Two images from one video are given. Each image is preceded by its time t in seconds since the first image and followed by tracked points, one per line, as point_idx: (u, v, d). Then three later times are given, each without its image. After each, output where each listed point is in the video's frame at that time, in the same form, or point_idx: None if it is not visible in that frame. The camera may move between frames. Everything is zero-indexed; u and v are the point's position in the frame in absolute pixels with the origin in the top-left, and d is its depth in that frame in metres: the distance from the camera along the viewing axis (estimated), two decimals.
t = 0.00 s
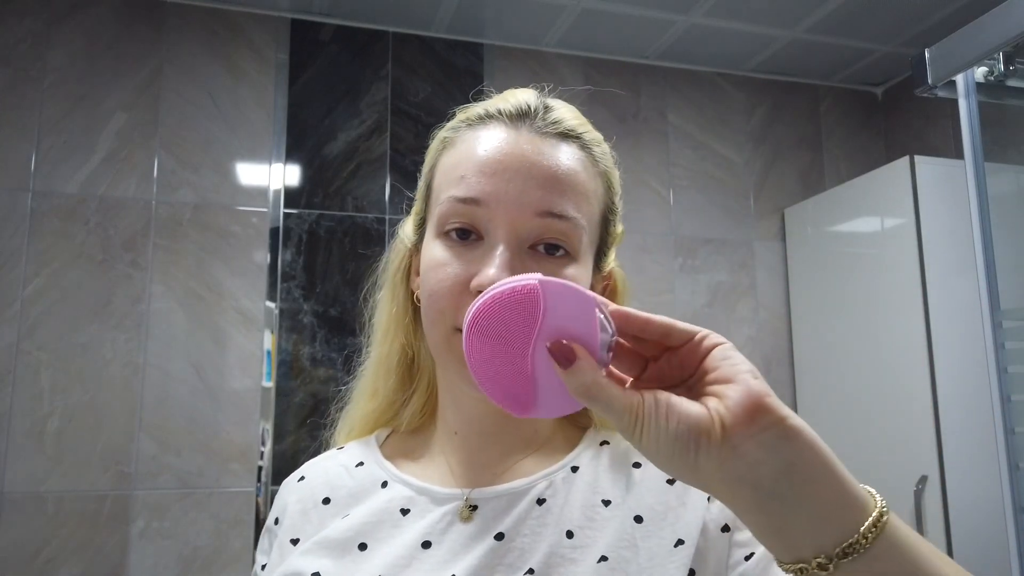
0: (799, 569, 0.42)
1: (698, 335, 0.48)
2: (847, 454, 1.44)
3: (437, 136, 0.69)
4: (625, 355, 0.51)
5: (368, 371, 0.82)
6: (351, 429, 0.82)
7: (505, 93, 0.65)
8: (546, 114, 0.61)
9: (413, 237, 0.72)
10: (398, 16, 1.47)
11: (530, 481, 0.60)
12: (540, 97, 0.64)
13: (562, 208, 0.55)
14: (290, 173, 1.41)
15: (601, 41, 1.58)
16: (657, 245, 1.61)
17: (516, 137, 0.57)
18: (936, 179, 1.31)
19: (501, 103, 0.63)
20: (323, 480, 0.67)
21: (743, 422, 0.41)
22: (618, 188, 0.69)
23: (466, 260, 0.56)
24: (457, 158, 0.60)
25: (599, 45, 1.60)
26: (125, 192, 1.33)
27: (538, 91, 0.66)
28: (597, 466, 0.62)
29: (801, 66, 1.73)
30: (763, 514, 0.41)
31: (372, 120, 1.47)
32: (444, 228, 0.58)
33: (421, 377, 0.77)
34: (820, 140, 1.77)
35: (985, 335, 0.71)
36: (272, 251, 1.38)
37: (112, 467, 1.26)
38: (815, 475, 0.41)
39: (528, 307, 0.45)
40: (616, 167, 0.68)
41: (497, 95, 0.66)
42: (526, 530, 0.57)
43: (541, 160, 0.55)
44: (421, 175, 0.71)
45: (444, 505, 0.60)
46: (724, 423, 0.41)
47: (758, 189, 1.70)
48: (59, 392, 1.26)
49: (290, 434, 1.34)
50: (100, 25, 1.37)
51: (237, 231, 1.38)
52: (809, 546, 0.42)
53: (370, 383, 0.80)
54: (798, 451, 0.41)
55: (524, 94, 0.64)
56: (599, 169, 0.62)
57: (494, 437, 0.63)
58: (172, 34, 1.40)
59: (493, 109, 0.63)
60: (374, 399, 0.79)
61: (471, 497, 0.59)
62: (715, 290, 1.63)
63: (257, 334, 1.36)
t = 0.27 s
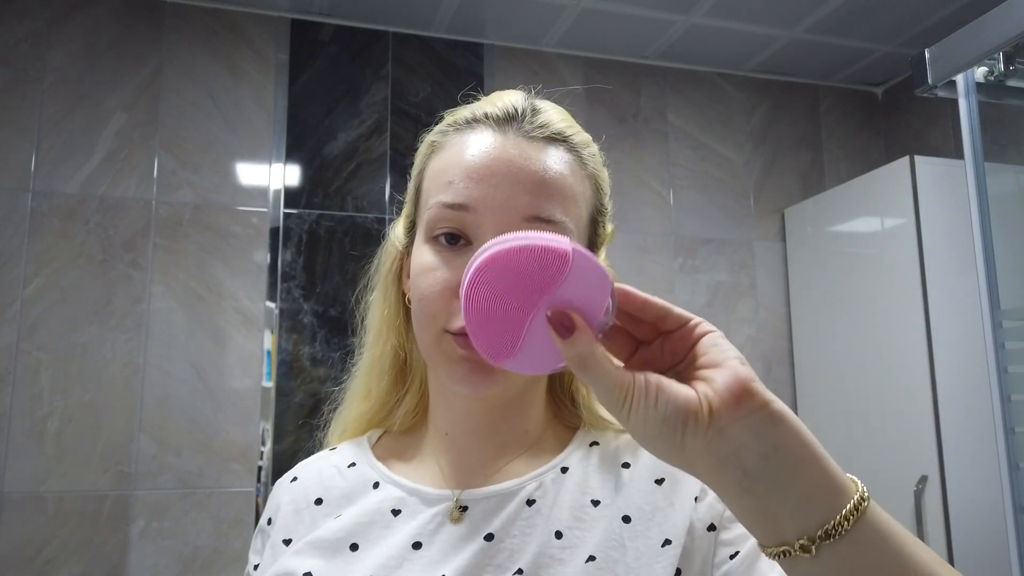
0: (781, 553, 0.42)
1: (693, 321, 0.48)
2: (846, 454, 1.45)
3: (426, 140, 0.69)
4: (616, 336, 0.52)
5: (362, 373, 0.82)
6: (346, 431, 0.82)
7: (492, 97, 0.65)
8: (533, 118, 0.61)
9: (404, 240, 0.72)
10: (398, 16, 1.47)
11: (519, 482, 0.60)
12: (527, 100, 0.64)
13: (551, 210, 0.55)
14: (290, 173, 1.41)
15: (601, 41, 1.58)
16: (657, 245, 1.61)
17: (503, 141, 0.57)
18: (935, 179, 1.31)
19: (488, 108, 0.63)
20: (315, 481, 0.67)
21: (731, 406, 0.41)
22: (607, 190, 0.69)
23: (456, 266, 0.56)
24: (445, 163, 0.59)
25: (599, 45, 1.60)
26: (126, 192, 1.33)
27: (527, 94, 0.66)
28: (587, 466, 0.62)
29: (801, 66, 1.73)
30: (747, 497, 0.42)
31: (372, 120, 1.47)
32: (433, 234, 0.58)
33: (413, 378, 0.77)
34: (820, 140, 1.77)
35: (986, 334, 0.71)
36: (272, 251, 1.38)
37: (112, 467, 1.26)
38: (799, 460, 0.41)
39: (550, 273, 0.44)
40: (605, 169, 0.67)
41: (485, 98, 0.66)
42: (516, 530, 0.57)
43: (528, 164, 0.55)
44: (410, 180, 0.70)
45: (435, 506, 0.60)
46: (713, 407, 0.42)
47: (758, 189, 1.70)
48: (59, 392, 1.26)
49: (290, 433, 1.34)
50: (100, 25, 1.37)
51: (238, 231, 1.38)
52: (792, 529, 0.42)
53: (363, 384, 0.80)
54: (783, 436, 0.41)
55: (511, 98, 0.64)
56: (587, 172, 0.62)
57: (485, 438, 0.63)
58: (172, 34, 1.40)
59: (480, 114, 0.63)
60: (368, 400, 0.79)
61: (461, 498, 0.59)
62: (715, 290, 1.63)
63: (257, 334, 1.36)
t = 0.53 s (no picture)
0: (782, 571, 0.42)
1: (682, 331, 0.49)
2: (846, 453, 1.45)
3: (417, 144, 0.69)
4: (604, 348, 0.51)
5: (358, 376, 0.82)
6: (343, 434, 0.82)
7: (483, 100, 0.65)
8: (523, 120, 0.61)
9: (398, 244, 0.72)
10: (398, 16, 1.47)
11: (515, 484, 0.60)
12: (517, 102, 0.64)
13: (542, 213, 0.55)
14: (290, 173, 1.41)
15: (601, 41, 1.58)
16: (657, 245, 1.61)
17: (494, 145, 0.57)
18: (935, 179, 1.31)
19: (478, 111, 0.63)
20: (313, 483, 0.67)
21: (727, 420, 0.41)
22: (600, 190, 0.69)
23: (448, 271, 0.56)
24: (437, 168, 0.59)
25: (599, 45, 1.60)
26: (126, 192, 1.33)
27: (516, 95, 0.66)
28: (582, 469, 0.62)
29: (801, 66, 1.73)
30: (748, 513, 0.42)
31: (372, 120, 1.47)
32: (426, 240, 0.58)
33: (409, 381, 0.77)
34: (820, 140, 1.77)
35: (986, 334, 0.71)
36: (272, 251, 1.38)
37: (112, 467, 1.26)
38: (799, 474, 0.41)
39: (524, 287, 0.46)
40: (596, 168, 0.67)
41: (474, 102, 0.66)
42: (511, 532, 0.57)
43: (519, 167, 0.55)
44: (403, 184, 0.70)
45: (431, 509, 0.60)
46: (709, 421, 0.42)
47: (758, 189, 1.71)
48: (59, 392, 1.26)
49: (291, 433, 1.34)
50: (100, 25, 1.37)
51: (238, 231, 1.38)
52: (793, 546, 0.42)
53: (360, 387, 0.80)
54: (782, 451, 0.41)
55: (502, 101, 0.64)
56: (579, 173, 0.62)
57: (480, 441, 0.63)
58: (172, 34, 1.40)
59: (471, 118, 0.63)
60: (365, 403, 0.79)
61: (457, 501, 0.59)
62: (715, 290, 1.63)
63: (257, 334, 1.36)
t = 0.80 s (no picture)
0: None
1: (685, 339, 0.49)
2: (846, 453, 1.45)
3: (422, 144, 0.69)
4: (606, 350, 0.52)
5: (362, 376, 0.82)
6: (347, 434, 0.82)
7: (487, 100, 0.65)
8: (528, 120, 0.61)
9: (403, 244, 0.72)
10: (398, 16, 1.47)
11: (518, 485, 0.60)
12: (521, 102, 0.64)
13: (549, 213, 0.55)
14: (290, 173, 1.41)
15: (602, 41, 1.58)
16: (657, 245, 1.61)
17: (500, 145, 0.57)
18: (935, 180, 1.31)
19: (483, 111, 0.63)
20: (317, 484, 0.67)
21: (719, 432, 0.42)
22: (604, 191, 0.69)
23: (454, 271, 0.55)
24: (443, 167, 0.59)
25: (599, 45, 1.60)
26: (126, 192, 1.33)
27: (520, 95, 0.66)
28: (586, 470, 0.62)
29: (801, 67, 1.73)
30: (738, 527, 0.42)
31: (372, 120, 1.47)
32: (432, 239, 0.58)
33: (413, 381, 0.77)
34: (820, 140, 1.77)
35: (986, 335, 0.71)
36: (272, 250, 1.38)
37: (112, 467, 1.26)
38: (791, 489, 0.41)
39: (507, 298, 0.45)
40: (600, 167, 0.67)
41: (477, 102, 0.66)
42: (514, 533, 0.57)
43: (525, 166, 0.55)
44: (407, 183, 0.70)
45: (434, 510, 0.60)
46: (702, 432, 0.42)
47: (758, 190, 1.71)
48: (59, 392, 1.26)
49: (290, 433, 1.34)
50: (99, 25, 1.37)
51: (238, 231, 1.38)
52: (783, 563, 0.42)
53: (364, 388, 0.80)
54: (775, 465, 0.41)
55: (507, 101, 0.64)
56: (583, 173, 0.62)
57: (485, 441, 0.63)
58: (172, 34, 1.40)
59: (476, 118, 0.63)
60: (370, 403, 0.79)
61: (460, 501, 0.59)
62: (715, 290, 1.63)
63: (257, 334, 1.36)
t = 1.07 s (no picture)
0: None
1: (709, 339, 0.48)
2: (846, 453, 1.45)
3: (430, 144, 0.69)
4: (629, 351, 0.53)
5: (370, 376, 0.82)
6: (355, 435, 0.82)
7: (496, 99, 0.65)
8: (537, 119, 0.61)
9: (411, 243, 0.72)
10: (398, 16, 1.47)
11: (528, 484, 0.60)
12: (530, 102, 0.64)
13: (559, 211, 0.55)
14: (290, 173, 1.41)
15: (602, 41, 1.58)
16: (657, 245, 1.61)
17: (509, 143, 0.57)
18: (935, 179, 1.31)
19: (491, 110, 0.63)
20: (326, 484, 0.67)
21: (741, 430, 0.41)
22: (612, 189, 0.69)
23: (465, 270, 0.56)
24: (452, 166, 0.59)
25: (599, 45, 1.60)
26: (126, 192, 1.33)
27: (529, 95, 0.66)
28: (596, 469, 0.61)
29: (801, 67, 1.73)
30: (758, 525, 0.42)
31: (372, 120, 1.47)
32: (442, 238, 0.58)
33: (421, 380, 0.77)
34: (820, 140, 1.77)
35: (986, 334, 0.71)
36: (272, 250, 1.38)
37: (112, 467, 1.26)
38: (813, 487, 0.41)
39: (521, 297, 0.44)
40: (609, 166, 0.67)
41: (486, 101, 0.66)
42: (525, 533, 0.57)
43: (535, 165, 0.55)
44: (415, 182, 0.70)
45: (444, 509, 0.60)
46: (724, 430, 0.41)
47: (758, 190, 1.71)
48: (59, 392, 1.26)
49: (290, 434, 1.34)
50: (99, 25, 1.37)
51: (238, 231, 1.38)
52: (803, 560, 0.42)
53: (372, 388, 0.80)
54: (797, 463, 0.41)
55: (515, 100, 0.64)
56: (592, 172, 0.62)
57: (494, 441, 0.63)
58: (172, 34, 1.40)
59: (485, 116, 0.63)
60: (377, 403, 0.79)
61: (470, 501, 0.59)
62: (715, 290, 1.63)
63: (257, 334, 1.36)
